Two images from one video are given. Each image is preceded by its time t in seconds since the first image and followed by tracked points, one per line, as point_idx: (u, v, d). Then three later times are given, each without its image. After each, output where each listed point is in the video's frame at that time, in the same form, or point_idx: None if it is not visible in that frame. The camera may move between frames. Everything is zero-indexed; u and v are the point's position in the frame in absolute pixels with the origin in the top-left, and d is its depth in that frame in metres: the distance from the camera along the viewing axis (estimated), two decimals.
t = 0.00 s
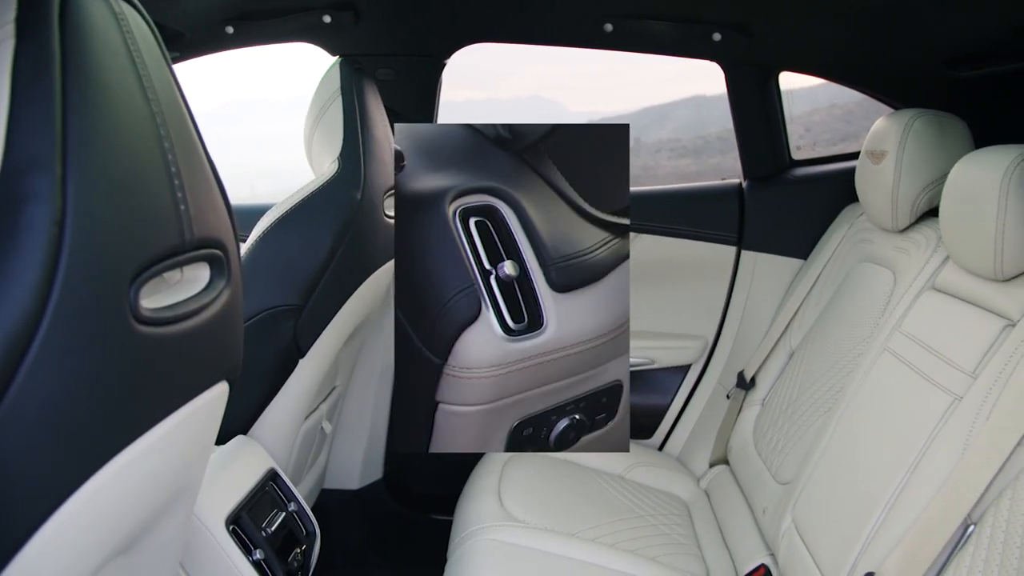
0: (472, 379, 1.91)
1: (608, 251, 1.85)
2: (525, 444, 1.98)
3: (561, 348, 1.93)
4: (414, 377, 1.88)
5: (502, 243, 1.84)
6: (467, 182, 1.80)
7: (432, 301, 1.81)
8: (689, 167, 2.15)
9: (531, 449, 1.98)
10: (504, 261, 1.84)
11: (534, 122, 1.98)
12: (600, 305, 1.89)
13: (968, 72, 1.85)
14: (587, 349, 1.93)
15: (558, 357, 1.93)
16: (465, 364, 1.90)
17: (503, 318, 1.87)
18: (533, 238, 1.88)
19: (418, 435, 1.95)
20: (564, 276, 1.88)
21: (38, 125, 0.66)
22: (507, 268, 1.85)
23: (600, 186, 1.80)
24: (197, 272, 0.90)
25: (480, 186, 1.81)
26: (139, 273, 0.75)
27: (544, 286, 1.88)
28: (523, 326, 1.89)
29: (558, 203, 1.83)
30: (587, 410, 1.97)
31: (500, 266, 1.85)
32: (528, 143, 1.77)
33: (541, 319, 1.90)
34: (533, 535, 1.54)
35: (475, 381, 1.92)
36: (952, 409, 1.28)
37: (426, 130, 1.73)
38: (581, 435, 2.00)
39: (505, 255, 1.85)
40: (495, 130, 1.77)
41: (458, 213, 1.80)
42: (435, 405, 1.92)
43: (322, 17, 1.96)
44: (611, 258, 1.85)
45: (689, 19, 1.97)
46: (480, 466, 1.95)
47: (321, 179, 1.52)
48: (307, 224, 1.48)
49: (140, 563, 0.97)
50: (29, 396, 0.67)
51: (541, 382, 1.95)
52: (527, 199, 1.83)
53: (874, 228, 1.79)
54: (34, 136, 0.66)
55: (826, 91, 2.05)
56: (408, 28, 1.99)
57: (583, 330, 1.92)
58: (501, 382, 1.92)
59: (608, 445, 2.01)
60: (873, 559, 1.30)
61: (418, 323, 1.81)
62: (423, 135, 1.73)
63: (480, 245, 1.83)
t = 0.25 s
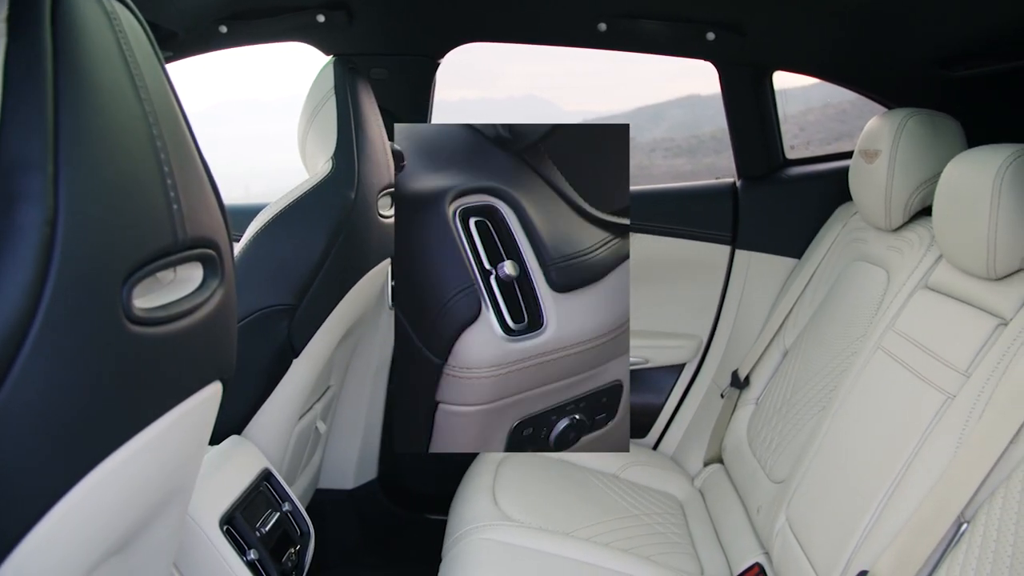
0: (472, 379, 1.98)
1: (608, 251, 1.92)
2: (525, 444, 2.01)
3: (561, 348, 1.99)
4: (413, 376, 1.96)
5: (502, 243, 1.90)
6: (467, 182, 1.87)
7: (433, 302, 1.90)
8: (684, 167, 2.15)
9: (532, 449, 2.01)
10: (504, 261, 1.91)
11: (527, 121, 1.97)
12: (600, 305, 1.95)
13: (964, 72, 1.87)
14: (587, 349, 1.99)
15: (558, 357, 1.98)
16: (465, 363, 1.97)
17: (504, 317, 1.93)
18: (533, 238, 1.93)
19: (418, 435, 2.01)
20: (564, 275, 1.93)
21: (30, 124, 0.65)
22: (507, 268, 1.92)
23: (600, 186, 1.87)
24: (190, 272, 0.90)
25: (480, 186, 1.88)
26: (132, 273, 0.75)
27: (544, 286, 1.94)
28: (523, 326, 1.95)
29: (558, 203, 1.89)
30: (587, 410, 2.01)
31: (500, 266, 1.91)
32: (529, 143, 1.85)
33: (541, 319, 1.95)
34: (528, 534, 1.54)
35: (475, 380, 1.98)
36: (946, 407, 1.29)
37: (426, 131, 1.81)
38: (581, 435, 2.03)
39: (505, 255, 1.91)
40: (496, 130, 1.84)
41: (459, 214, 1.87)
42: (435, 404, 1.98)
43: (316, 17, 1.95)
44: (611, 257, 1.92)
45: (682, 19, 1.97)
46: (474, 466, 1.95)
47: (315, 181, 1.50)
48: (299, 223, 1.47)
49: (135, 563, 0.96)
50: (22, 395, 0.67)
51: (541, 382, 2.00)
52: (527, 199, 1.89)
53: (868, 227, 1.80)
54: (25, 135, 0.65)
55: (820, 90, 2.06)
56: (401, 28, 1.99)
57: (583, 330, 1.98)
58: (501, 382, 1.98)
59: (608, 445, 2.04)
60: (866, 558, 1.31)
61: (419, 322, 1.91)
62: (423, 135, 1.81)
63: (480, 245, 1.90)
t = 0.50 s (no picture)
0: (472, 379, 1.93)
1: (608, 251, 1.87)
2: (525, 444, 2.00)
3: (561, 348, 1.95)
4: (413, 378, 1.88)
5: (502, 243, 1.87)
6: (467, 182, 1.83)
7: (432, 301, 1.84)
8: (677, 166, 2.15)
9: (531, 449, 2.00)
10: (504, 261, 1.87)
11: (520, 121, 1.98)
12: (601, 305, 1.91)
13: (952, 71, 1.87)
14: (587, 349, 1.95)
15: (558, 357, 1.95)
16: (465, 364, 1.92)
17: (504, 318, 1.89)
18: (533, 238, 1.90)
19: (418, 435, 1.93)
20: (564, 276, 1.90)
21: (20, 124, 0.65)
22: (506, 268, 1.88)
23: (600, 186, 1.81)
24: (182, 272, 0.89)
25: (480, 186, 1.84)
26: (123, 273, 0.74)
27: (544, 286, 1.91)
28: (523, 326, 1.92)
29: (558, 203, 1.85)
30: (587, 409, 1.99)
31: (500, 266, 1.88)
32: (528, 143, 1.79)
33: (541, 319, 1.92)
34: (521, 534, 1.54)
35: (475, 381, 1.93)
36: (937, 406, 1.29)
37: (426, 131, 1.77)
38: (581, 435, 2.01)
39: (505, 255, 1.88)
40: (495, 130, 1.79)
41: (458, 213, 1.83)
42: (435, 405, 1.91)
43: (308, 16, 1.95)
44: (611, 258, 1.87)
45: (675, 18, 1.97)
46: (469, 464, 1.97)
47: (308, 179, 1.49)
48: (292, 223, 1.47)
49: (127, 563, 0.96)
50: (12, 395, 0.67)
51: (541, 382, 1.97)
52: (527, 199, 1.86)
53: (859, 226, 1.80)
54: (15, 135, 0.65)
55: (813, 90, 2.07)
56: (394, 27, 1.99)
57: (583, 330, 1.94)
58: (501, 382, 1.94)
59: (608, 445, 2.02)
60: (858, 556, 1.31)
61: (419, 323, 1.83)
62: (421, 135, 1.76)
63: (480, 245, 1.86)
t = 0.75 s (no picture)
0: (472, 379, 1.94)
1: (608, 251, 1.88)
2: (525, 444, 2.01)
3: (561, 348, 1.96)
4: (413, 377, 1.91)
5: (502, 243, 1.88)
6: (467, 182, 1.85)
7: (432, 301, 1.86)
8: (671, 165, 2.15)
9: (531, 449, 2.01)
10: (504, 261, 1.88)
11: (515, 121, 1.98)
12: (600, 305, 1.92)
13: (946, 70, 1.88)
14: (587, 349, 1.96)
15: (558, 357, 1.96)
16: (465, 364, 1.93)
17: (504, 318, 1.91)
18: (533, 238, 1.91)
19: (418, 435, 1.94)
20: (564, 275, 1.90)
21: (12, 124, 0.65)
22: (507, 268, 1.89)
23: (600, 186, 1.82)
24: (174, 272, 0.89)
25: (480, 186, 1.86)
26: (116, 273, 0.74)
27: (544, 286, 1.91)
28: (523, 326, 1.93)
29: (558, 203, 1.86)
30: (587, 409, 2.00)
31: (500, 266, 1.89)
32: (528, 143, 1.80)
33: (541, 319, 1.93)
34: (516, 533, 1.54)
35: (475, 381, 1.95)
36: (931, 404, 1.29)
37: (426, 131, 1.79)
38: (581, 435, 2.02)
39: (505, 255, 1.89)
40: (495, 130, 1.81)
41: (458, 213, 1.85)
42: (435, 405, 1.93)
43: (302, 16, 1.95)
44: (611, 258, 1.88)
45: (669, 18, 1.98)
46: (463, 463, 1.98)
47: (300, 180, 1.48)
48: (284, 222, 1.46)
49: (119, 565, 0.96)
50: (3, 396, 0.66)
51: (541, 382, 1.98)
52: (527, 199, 1.87)
53: (853, 226, 1.81)
54: (7, 134, 0.65)
55: (806, 89, 2.07)
56: (388, 27, 1.99)
57: (583, 330, 1.95)
58: (501, 382, 1.95)
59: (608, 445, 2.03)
60: (852, 555, 1.31)
61: (418, 322, 1.86)
62: (421, 135, 1.78)
63: (480, 245, 1.87)
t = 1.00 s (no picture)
0: (472, 379, 1.96)
1: (608, 251, 1.91)
2: (525, 444, 2.02)
3: (561, 348, 1.98)
4: (413, 377, 1.94)
5: (502, 243, 1.89)
6: (467, 182, 1.87)
7: (432, 301, 1.89)
8: (665, 165, 2.15)
9: (531, 449, 2.02)
10: (504, 261, 1.90)
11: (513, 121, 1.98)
12: (600, 305, 1.94)
13: (936, 69, 1.90)
14: (587, 349, 1.98)
15: (558, 357, 1.98)
16: (465, 363, 1.96)
17: (504, 317, 1.93)
18: (533, 238, 1.92)
19: (418, 436, 1.98)
20: (564, 275, 1.92)
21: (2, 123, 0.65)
22: (507, 268, 1.91)
23: (600, 186, 1.86)
24: (166, 272, 0.89)
25: (480, 186, 1.87)
26: (108, 273, 0.74)
27: (544, 286, 1.93)
28: (523, 326, 1.95)
29: (558, 203, 1.88)
30: (587, 409, 2.01)
31: (501, 266, 1.91)
32: (528, 143, 1.83)
33: (541, 319, 1.95)
34: (510, 533, 1.54)
35: (475, 380, 1.97)
36: (923, 403, 1.30)
37: (426, 130, 1.82)
38: (581, 435, 2.03)
39: (505, 255, 1.90)
40: (495, 130, 1.83)
41: (458, 213, 1.87)
42: (435, 405, 1.96)
43: (295, 15, 1.95)
44: (611, 258, 1.91)
45: (662, 18, 1.98)
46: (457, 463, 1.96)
47: (294, 179, 1.48)
48: (277, 221, 1.46)
49: (112, 566, 0.96)
50: None
51: (541, 382, 1.99)
52: (527, 199, 1.88)
53: (846, 225, 1.81)
54: None
55: (799, 89, 2.07)
56: (382, 27, 1.99)
57: (583, 330, 1.97)
58: (501, 382, 1.97)
59: (608, 444, 2.05)
60: (845, 553, 1.31)
61: (418, 322, 1.89)
62: (421, 135, 1.81)
63: (480, 245, 1.89)
